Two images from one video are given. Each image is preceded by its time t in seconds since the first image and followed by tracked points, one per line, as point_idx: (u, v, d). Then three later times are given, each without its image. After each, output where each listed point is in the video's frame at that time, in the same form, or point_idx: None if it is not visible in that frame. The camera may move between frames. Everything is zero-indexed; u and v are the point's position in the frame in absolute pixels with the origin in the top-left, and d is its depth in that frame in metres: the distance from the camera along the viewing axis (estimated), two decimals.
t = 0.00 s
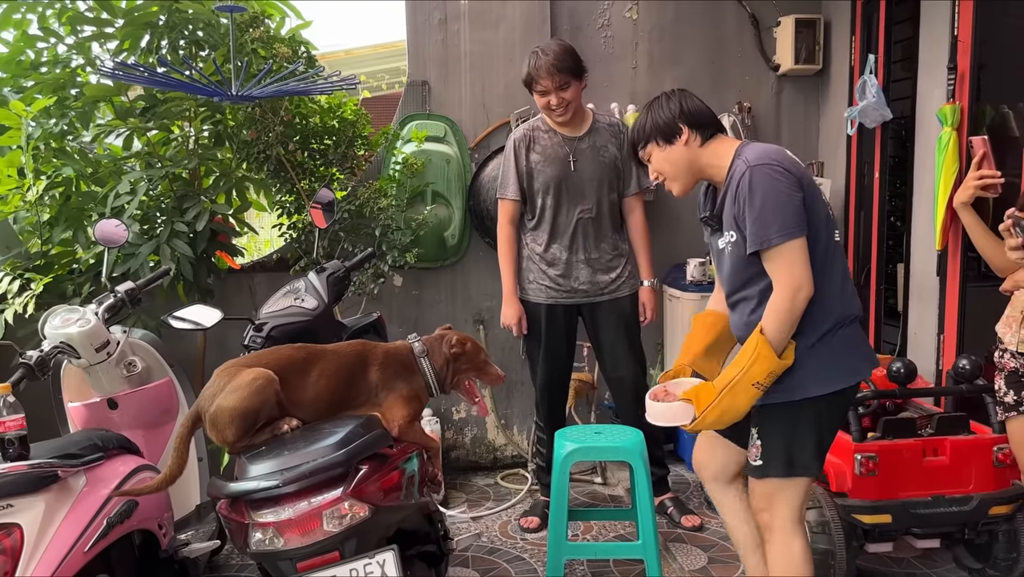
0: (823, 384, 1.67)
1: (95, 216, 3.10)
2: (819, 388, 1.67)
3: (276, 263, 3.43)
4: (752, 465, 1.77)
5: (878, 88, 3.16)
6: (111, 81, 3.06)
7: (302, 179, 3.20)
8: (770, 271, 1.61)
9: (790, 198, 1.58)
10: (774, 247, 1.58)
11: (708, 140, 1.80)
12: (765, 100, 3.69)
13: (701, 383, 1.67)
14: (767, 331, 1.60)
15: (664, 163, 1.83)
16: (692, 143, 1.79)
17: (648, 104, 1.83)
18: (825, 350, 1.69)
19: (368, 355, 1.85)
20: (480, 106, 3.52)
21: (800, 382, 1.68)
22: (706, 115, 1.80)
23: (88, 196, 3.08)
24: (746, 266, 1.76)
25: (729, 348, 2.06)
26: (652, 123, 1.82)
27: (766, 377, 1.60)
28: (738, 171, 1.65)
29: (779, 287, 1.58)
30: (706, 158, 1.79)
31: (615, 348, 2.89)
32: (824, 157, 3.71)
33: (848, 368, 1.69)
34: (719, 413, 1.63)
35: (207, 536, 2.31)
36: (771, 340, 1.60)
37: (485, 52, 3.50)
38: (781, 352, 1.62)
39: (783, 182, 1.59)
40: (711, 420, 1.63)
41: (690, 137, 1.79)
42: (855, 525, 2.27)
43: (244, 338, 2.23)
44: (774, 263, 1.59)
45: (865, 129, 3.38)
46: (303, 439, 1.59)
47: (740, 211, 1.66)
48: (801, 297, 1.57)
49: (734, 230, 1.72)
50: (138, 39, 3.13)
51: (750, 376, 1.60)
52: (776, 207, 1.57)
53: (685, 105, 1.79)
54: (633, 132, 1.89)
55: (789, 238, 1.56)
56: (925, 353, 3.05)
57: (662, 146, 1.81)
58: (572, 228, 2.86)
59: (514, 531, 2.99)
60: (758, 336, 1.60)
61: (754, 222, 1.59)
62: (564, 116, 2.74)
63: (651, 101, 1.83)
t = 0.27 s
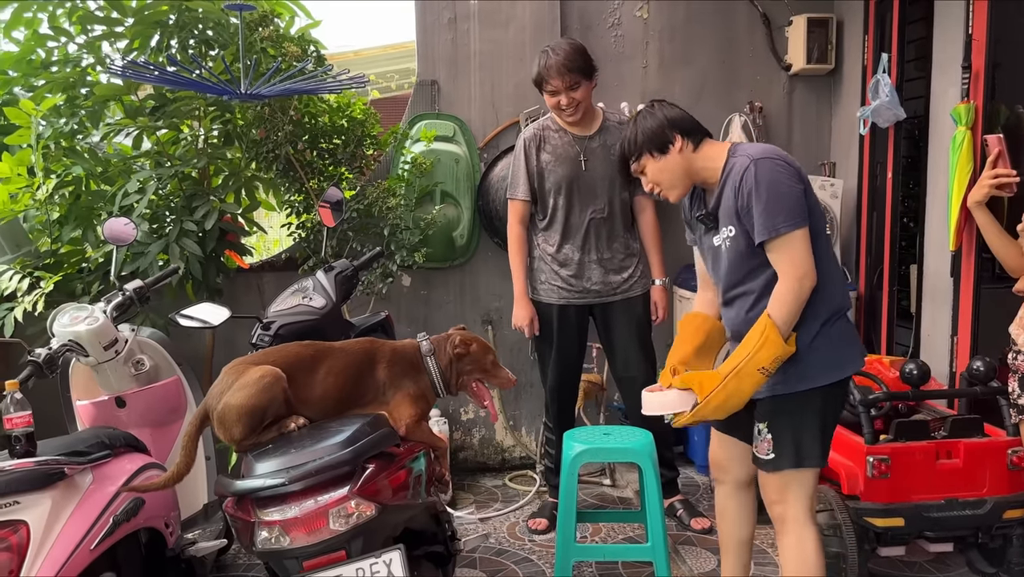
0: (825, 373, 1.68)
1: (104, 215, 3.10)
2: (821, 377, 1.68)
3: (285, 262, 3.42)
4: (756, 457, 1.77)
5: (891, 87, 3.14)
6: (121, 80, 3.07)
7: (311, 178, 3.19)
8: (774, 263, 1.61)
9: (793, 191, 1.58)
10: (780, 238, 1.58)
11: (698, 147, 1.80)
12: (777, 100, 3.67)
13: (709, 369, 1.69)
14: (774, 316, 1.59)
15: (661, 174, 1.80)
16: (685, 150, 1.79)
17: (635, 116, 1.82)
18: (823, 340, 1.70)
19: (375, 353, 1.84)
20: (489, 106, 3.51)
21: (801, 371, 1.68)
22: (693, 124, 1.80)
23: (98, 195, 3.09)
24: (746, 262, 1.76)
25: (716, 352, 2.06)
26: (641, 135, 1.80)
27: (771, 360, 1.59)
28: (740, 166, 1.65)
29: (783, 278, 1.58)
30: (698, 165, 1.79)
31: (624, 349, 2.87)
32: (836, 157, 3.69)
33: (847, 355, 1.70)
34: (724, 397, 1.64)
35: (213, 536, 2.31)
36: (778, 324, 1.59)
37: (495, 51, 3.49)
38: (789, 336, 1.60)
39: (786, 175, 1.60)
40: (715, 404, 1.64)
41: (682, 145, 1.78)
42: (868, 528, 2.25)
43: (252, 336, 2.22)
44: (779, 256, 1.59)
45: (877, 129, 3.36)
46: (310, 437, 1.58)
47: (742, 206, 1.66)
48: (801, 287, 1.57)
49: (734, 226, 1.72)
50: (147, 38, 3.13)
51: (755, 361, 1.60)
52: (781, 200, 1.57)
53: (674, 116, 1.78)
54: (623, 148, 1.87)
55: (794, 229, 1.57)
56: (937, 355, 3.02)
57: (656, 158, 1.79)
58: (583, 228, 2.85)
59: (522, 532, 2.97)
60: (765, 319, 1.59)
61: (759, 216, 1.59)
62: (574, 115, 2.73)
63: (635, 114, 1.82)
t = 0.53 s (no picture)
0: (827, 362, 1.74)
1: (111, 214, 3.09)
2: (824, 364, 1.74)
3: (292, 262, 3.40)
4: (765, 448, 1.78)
5: (904, 87, 3.10)
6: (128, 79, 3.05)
7: (318, 178, 3.17)
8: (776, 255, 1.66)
9: (786, 183, 1.65)
10: (779, 229, 1.63)
11: (686, 148, 1.82)
12: (788, 99, 3.63)
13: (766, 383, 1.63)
14: (799, 305, 1.61)
15: (648, 167, 1.79)
16: (674, 150, 1.80)
17: (625, 114, 1.82)
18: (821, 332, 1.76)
19: (382, 355, 1.81)
20: (498, 105, 3.48)
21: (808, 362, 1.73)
22: (682, 124, 1.82)
23: (105, 195, 3.08)
24: (742, 259, 1.80)
25: (694, 360, 2.04)
26: (633, 131, 1.80)
27: (815, 346, 1.58)
28: (732, 166, 1.71)
29: (792, 266, 1.62)
30: (688, 164, 1.81)
31: (634, 350, 2.84)
32: (849, 157, 3.65)
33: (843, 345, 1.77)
34: (790, 401, 1.58)
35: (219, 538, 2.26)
36: (807, 312, 1.60)
37: (504, 51, 3.46)
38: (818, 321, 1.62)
39: (777, 170, 1.67)
40: (785, 413, 1.57)
41: (673, 143, 1.80)
42: (881, 534, 2.22)
43: (258, 337, 2.21)
44: (780, 246, 1.64)
45: (890, 129, 3.32)
46: (314, 439, 1.56)
47: (735, 203, 1.71)
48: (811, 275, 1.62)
49: (728, 224, 1.76)
50: (156, 37, 3.12)
51: (799, 349, 1.58)
52: (776, 192, 1.63)
53: (663, 112, 1.80)
54: (611, 141, 1.87)
55: (794, 218, 1.62)
56: (952, 358, 2.98)
57: (647, 152, 1.78)
58: (596, 229, 2.82)
59: (530, 536, 2.94)
60: (789, 311, 1.60)
61: (757, 209, 1.64)
62: (588, 115, 2.70)
63: (627, 111, 1.82)
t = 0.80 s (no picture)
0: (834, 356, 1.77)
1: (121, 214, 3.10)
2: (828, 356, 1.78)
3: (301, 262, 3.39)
4: (775, 438, 1.77)
5: (917, 85, 3.07)
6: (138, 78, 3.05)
7: (328, 178, 3.15)
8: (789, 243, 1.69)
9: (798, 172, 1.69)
10: (794, 217, 1.66)
11: (695, 139, 1.82)
12: (800, 98, 3.61)
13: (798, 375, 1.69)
14: (812, 296, 1.65)
15: (660, 155, 1.78)
16: (684, 139, 1.80)
17: (636, 101, 1.80)
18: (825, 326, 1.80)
19: (390, 353, 1.79)
20: (508, 105, 3.47)
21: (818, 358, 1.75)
22: (691, 115, 1.82)
23: (115, 194, 3.08)
24: (751, 249, 1.81)
25: (693, 352, 2.02)
26: (643, 120, 1.78)
27: (824, 333, 1.60)
28: (745, 156, 1.74)
29: (807, 253, 1.66)
30: (697, 155, 1.81)
31: (644, 350, 2.82)
32: (861, 156, 3.62)
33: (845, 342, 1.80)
34: (809, 388, 1.61)
35: (227, 537, 2.23)
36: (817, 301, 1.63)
37: (514, 50, 3.45)
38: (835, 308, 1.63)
39: (790, 161, 1.71)
40: (805, 401, 1.61)
41: (683, 134, 1.79)
42: (895, 536, 2.19)
43: (267, 336, 2.20)
44: (795, 234, 1.67)
45: (903, 128, 3.29)
46: (323, 438, 1.55)
47: (749, 192, 1.73)
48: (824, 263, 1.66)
49: (740, 213, 1.77)
50: (166, 37, 3.12)
51: (807, 339, 1.61)
52: (791, 181, 1.67)
53: (674, 100, 1.79)
54: (620, 126, 1.84)
55: (808, 207, 1.66)
56: (966, 358, 2.95)
57: (659, 140, 1.77)
58: (608, 228, 2.80)
59: (539, 537, 2.92)
60: (800, 302, 1.65)
61: (773, 195, 1.67)
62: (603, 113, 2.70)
63: (637, 99, 1.80)
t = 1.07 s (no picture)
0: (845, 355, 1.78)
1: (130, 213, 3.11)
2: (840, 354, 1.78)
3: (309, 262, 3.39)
4: (784, 434, 1.74)
5: (927, 82, 3.05)
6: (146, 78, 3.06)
7: (336, 177, 3.16)
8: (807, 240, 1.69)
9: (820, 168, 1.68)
10: (817, 215, 1.66)
11: (711, 133, 1.81)
12: (810, 96, 3.59)
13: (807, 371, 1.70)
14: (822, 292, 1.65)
15: (676, 150, 1.76)
16: (700, 134, 1.78)
17: (652, 93, 1.78)
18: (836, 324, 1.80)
19: (396, 351, 1.79)
20: (515, 104, 3.47)
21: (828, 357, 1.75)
22: (707, 110, 1.80)
23: (124, 194, 3.09)
24: (768, 245, 1.80)
25: (703, 347, 2.00)
26: (658, 113, 1.76)
27: (835, 329, 1.60)
28: (769, 150, 1.72)
29: (823, 248, 1.66)
30: (713, 149, 1.80)
31: (652, 349, 2.81)
32: (871, 155, 3.60)
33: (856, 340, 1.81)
34: (815, 384, 1.62)
35: (235, 535, 2.23)
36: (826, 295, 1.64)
37: (521, 49, 3.45)
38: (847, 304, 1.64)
39: (813, 158, 1.70)
40: (811, 395, 1.62)
41: (700, 128, 1.78)
42: (905, 536, 2.18)
43: (274, 334, 2.20)
44: (814, 230, 1.66)
45: (913, 126, 3.27)
46: (328, 436, 1.55)
47: (770, 186, 1.72)
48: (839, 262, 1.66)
49: (759, 208, 1.76)
50: (175, 37, 3.13)
51: (817, 335, 1.62)
52: (813, 175, 1.66)
53: (690, 94, 1.77)
54: (635, 117, 1.80)
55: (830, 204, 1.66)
56: (977, 358, 2.92)
57: (676, 135, 1.75)
58: (617, 226, 2.79)
59: (547, 536, 2.92)
60: (811, 297, 1.65)
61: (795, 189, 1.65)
62: (612, 111, 2.69)
63: (653, 91, 1.78)
